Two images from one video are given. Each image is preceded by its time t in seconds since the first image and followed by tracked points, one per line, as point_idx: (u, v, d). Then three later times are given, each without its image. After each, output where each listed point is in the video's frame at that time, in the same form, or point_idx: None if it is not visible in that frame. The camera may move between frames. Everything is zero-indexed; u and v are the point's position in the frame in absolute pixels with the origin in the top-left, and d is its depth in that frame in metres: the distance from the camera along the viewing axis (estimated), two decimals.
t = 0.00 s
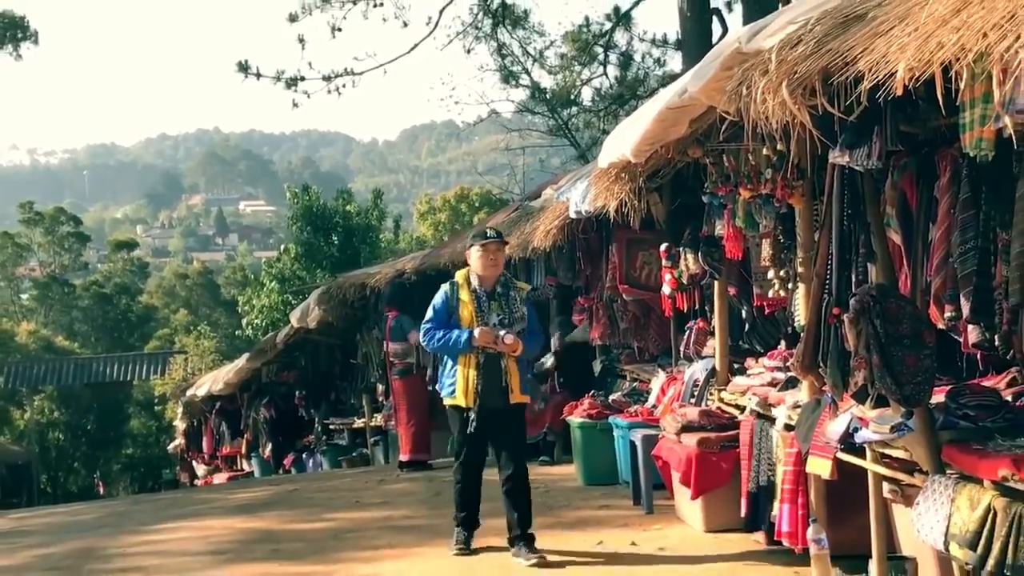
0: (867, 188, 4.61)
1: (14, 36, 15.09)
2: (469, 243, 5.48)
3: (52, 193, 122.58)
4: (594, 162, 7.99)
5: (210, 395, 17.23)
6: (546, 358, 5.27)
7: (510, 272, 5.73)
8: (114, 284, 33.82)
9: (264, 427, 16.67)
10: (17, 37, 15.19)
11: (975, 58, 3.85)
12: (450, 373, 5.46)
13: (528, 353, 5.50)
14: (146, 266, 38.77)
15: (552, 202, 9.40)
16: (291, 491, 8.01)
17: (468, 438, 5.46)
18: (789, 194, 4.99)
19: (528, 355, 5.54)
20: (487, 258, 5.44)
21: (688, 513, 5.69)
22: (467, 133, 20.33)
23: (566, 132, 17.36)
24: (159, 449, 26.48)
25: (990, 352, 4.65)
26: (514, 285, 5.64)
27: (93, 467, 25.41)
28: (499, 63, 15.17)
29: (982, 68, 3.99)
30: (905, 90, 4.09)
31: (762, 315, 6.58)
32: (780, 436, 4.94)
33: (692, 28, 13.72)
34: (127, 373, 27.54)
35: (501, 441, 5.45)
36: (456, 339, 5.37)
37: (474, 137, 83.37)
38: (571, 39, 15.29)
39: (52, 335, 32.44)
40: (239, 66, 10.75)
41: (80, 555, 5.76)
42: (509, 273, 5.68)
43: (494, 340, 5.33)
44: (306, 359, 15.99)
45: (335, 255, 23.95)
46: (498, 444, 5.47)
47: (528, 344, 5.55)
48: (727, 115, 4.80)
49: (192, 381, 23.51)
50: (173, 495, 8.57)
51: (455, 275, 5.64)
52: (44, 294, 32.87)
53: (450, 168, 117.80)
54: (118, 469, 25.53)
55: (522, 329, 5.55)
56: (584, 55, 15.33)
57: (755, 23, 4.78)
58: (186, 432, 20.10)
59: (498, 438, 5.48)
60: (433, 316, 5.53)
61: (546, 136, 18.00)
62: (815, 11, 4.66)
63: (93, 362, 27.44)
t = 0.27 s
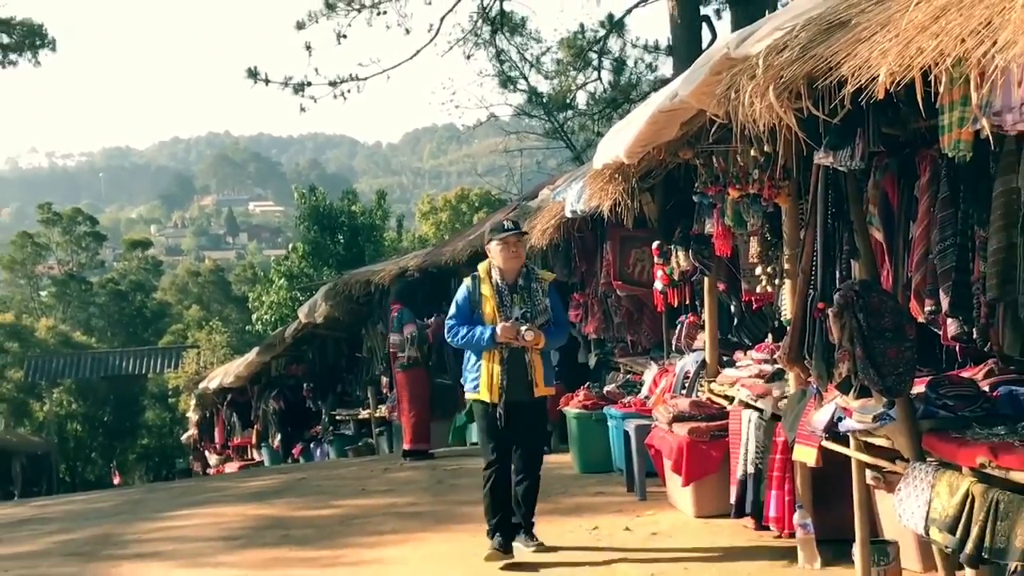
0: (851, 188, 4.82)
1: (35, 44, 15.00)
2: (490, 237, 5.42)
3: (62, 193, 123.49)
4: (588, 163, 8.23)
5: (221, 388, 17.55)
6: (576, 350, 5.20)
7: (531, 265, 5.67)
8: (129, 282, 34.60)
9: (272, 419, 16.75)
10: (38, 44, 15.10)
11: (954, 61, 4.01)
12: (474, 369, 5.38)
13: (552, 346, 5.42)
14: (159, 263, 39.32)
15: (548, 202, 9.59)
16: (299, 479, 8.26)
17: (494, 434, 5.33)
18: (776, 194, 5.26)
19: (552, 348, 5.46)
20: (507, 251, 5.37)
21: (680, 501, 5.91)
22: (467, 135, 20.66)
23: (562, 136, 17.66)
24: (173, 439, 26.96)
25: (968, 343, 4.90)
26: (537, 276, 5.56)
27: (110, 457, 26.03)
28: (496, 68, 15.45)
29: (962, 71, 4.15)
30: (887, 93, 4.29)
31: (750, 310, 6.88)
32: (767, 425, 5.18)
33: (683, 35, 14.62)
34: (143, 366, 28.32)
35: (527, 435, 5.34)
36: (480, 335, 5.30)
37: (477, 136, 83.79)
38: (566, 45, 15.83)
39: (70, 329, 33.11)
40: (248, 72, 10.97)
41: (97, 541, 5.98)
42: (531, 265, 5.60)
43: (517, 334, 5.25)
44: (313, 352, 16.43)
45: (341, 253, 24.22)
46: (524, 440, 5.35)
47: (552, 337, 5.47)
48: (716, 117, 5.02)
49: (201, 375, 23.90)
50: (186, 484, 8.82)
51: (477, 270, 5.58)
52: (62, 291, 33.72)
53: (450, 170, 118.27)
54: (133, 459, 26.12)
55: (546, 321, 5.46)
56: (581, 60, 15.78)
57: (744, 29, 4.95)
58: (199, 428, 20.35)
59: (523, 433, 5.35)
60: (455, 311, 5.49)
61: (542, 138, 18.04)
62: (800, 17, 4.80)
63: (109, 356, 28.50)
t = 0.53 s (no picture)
0: (838, 184, 4.97)
1: (48, 44, 15.11)
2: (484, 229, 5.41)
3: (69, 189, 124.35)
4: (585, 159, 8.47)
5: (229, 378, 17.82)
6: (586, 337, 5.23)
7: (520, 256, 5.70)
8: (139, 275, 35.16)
9: (279, 408, 17.25)
10: (51, 44, 15.21)
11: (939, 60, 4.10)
12: (475, 361, 5.35)
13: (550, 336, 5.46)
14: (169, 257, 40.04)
15: (545, 198, 9.73)
16: (304, 467, 8.45)
17: (500, 427, 5.33)
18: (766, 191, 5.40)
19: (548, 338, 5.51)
20: (502, 242, 5.39)
21: (674, 488, 6.13)
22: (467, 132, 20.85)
23: (559, 133, 17.84)
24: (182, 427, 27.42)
25: (952, 336, 5.07)
26: (529, 265, 5.59)
27: (120, 446, 26.48)
28: (495, 67, 15.58)
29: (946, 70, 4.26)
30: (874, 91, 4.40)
31: (741, 303, 7.10)
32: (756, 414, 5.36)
33: (677, 36, 14.98)
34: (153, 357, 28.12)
35: (530, 426, 5.41)
36: (482, 327, 5.26)
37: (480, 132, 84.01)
38: (564, 44, 16.04)
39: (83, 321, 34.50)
40: (252, 71, 11.10)
41: (108, 526, 6.18)
42: (522, 255, 5.63)
43: (520, 324, 5.26)
44: (317, 343, 16.69)
45: (344, 247, 24.42)
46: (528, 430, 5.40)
47: (548, 327, 5.52)
48: (708, 115, 5.19)
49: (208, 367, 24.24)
50: (195, 471, 9.01)
51: (469, 262, 5.55)
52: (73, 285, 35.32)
53: (450, 168, 118.51)
54: (143, 447, 26.55)
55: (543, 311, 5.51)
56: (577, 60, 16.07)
57: (736, 30, 5.10)
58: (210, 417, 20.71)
59: (527, 424, 5.40)
60: (451, 305, 5.44)
61: (540, 136, 18.32)
62: (789, 18, 4.96)
63: (119, 347, 28.14)
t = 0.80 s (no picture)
0: (823, 185, 5.15)
1: (57, 46, 15.28)
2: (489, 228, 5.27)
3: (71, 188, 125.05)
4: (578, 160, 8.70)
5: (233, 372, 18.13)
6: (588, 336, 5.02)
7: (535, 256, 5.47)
8: (145, 271, 36.03)
9: (281, 401, 17.64)
10: (59, 47, 15.37)
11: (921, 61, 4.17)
12: (475, 365, 5.26)
13: (555, 342, 5.21)
14: (174, 254, 40.51)
15: (540, 197, 9.88)
16: (306, 459, 8.62)
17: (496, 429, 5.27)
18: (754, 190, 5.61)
19: (555, 344, 5.26)
20: (504, 242, 5.20)
21: (665, 480, 6.32)
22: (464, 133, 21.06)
23: (553, 134, 18.07)
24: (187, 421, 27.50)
25: (934, 331, 5.27)
26: (541, 268, 5.36)
27: (126, 437, 26.86)
28: (492, 70, 15.75)
29: (927, 73, 4.38)
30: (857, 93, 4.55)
31: (730, 299, 7.31)
32: (746, 407, 5.53)
33: (667, 39, 15.43)
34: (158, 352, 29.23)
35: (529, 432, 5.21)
36: (477, 331, 5.13)
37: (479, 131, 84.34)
38: (558, 49, 16.27)
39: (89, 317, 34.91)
40: (256, 73, 11.25)
41: (113, 516, 6.35)
42: (535, 256, 5.42)
43: (516, 329, 5.07)
44: (318, 338, 17.18)
45: (345, 245, 24.61)
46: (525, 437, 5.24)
47: (555, 333, 5.27)
48: (698, 117, 5.35)
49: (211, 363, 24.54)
50: (199, 462, 9.18)
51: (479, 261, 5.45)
52: (82, 281, 35.59)
53: (449, 168, 118.77)
54: (149, 439, 26.82)
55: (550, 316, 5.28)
56: (571, 63, 16.27)
57: (725, 34, 5.26)
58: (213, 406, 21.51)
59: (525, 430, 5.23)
60: (456, 305, 5.37)
61: (536, 137, 18.53)
62: (776, 23, 5.12)
63: (126, 342, 29.43)
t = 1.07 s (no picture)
0: (812, 189, 5.32)
1: (65, 53, 15.91)
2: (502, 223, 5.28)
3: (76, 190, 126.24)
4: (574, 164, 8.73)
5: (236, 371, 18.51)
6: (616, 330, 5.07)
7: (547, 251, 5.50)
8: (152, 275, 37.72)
9: (284, 399, 18.03)
10: (69, 54, 16.01)
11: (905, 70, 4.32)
12: (490, 362, 5.22)
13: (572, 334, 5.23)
14: (180, 256, 43.09)
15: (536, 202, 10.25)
16: (309, 454, 8.80)
17: (510, 430, 5.15)
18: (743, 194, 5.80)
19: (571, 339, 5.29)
20: (519, 235, 5.23)
21: (657, 476, 6.52)
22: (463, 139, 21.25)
23: (549, 139, 18.33)
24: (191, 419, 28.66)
25: (919, 331, 5.44)
26: (554, 262, 5.40)
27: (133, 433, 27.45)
28: (489, 78, 15.93)
29: (911, 81, 4.53)
30: (845, 100, 4.71)
31: (721, 300, 7.47)
32: (736, 404, 5.73)
33: (659, 47, 16.00)
34: (163, 351, 30.31)
35: (546, 431, 5.18)
36: (494, 325, 5.12)
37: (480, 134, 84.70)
38: (553, 56, 16.48)
39: (99, 317, 36.69)
40: (259, 79, 11.40)
41: (121, 511, 6.52)
42: (548, 251, 5.45)
43: (533, 322, 5.07)
44: (321, 338, 17.46)
45: (347, 247, 24.78)
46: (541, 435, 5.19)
47: (571, 327, 5.31)
48: (689, 123, 5.51)
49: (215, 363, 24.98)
50: (205, 458, 9.39)
51: (491, 257, 5.45)
52: (90, 282, 37.85)
53: (450, 171, 119.16)
54: (154, 436, 27.34)
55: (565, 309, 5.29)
56: (566, 70, 16.54)
57: (716, 41, 5.41)
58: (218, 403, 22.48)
59: (541, 428, 5.19)
60: (468, 302, 5.35)
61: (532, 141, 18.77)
62: (765, 31, 5.28)
63: (133, 342, 30.54)
